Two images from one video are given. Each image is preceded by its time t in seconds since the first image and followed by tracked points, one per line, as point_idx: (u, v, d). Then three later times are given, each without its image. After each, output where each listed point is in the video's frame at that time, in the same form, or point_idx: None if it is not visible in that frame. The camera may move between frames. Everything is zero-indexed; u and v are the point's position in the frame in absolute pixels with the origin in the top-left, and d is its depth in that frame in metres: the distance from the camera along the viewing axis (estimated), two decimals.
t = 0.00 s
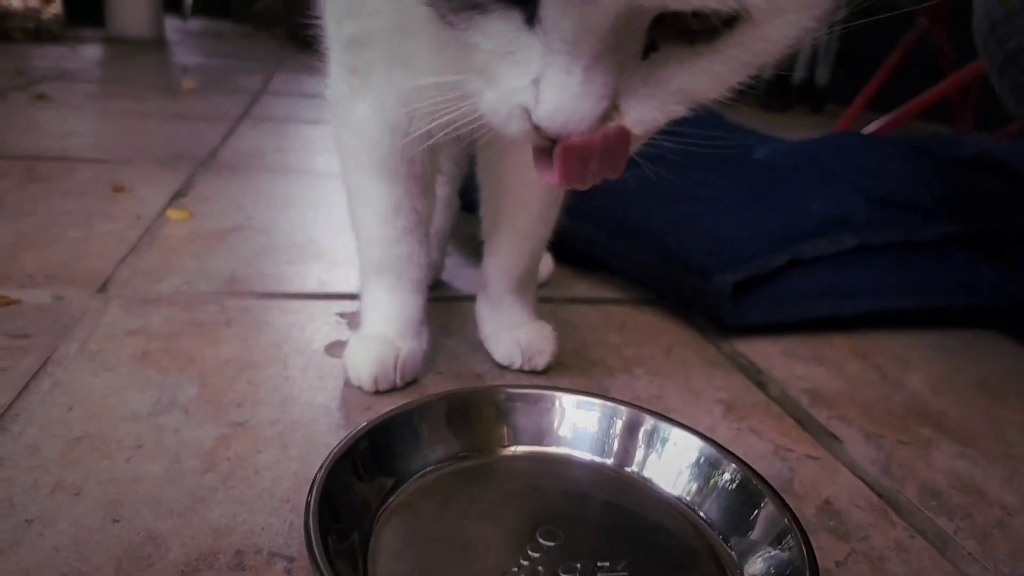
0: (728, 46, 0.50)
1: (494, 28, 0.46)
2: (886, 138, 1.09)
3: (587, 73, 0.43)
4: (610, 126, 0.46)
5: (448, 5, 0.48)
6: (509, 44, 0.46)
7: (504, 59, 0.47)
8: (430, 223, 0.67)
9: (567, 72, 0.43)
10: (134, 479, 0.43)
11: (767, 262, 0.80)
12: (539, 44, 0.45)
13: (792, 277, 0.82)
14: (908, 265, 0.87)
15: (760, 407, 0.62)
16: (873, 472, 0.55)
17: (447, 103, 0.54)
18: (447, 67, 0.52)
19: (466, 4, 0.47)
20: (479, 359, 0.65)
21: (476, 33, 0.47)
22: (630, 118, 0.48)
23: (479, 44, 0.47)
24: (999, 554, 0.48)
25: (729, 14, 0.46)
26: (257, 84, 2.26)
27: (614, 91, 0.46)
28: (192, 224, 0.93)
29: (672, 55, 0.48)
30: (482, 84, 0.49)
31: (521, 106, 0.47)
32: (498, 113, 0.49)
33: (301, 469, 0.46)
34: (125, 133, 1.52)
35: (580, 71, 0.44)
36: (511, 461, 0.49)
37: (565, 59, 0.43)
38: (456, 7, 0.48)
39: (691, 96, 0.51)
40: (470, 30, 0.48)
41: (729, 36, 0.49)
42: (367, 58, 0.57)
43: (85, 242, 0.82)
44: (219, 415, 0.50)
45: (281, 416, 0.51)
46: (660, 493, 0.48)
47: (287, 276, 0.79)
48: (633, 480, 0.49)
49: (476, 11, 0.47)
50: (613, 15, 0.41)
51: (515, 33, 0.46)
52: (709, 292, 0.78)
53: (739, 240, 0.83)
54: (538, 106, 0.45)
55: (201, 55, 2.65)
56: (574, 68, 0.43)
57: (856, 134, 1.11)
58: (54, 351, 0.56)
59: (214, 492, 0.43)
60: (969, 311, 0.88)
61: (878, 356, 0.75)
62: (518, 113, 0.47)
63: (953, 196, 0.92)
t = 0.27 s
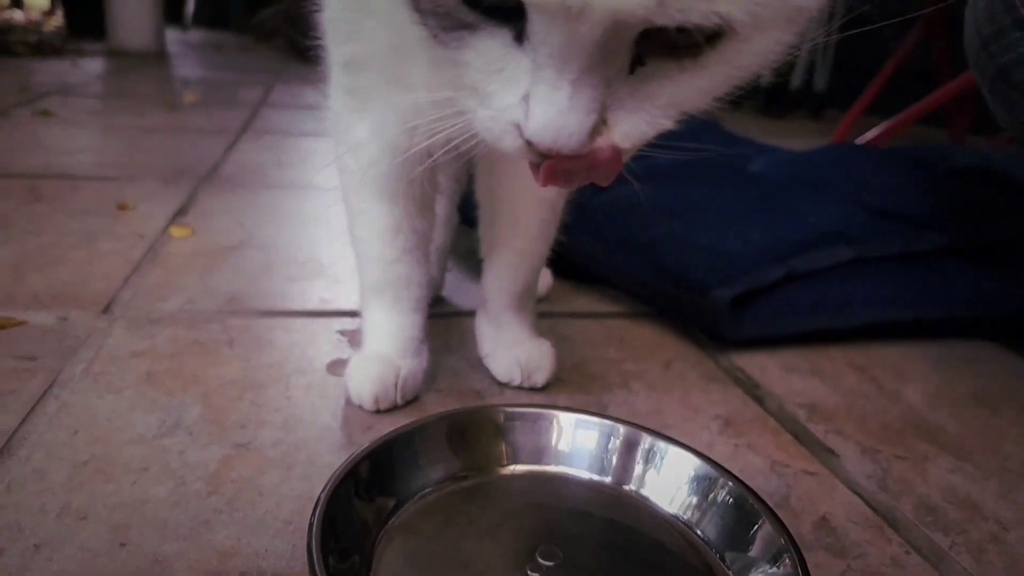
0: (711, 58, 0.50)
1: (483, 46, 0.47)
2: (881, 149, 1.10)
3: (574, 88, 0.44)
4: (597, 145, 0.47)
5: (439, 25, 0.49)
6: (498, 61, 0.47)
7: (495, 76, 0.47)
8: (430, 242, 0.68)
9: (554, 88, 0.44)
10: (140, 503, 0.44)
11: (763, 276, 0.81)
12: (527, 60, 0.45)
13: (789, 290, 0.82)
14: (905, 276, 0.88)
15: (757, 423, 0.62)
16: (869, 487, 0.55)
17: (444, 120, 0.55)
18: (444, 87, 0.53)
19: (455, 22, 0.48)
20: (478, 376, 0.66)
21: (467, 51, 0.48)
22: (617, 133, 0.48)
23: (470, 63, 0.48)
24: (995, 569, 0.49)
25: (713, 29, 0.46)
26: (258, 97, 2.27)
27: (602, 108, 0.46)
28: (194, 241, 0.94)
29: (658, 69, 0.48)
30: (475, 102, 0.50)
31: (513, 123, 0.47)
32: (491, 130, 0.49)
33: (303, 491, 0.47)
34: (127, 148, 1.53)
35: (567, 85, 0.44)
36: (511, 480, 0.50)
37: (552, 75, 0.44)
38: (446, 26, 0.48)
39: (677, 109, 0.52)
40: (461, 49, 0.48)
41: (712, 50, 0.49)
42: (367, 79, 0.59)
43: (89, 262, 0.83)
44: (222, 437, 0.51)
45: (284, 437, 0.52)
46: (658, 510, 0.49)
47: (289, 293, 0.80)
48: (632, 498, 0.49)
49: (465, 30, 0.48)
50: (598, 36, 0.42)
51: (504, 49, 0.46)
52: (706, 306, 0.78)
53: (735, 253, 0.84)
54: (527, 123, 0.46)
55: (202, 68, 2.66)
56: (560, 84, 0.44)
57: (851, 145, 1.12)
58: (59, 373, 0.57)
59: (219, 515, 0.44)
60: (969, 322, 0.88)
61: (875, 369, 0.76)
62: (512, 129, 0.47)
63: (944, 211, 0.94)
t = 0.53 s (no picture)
0: (697, 73, 0.51)
1: (475, 61, 0.49)
2: (878, 159, 1.11)
3: (564, 101, 0.46)
4: (587, 157, 0.50)
5: (431, 44, 0.50)
6: (490, 76, 0.49)
7: (488, 91, 0.49)
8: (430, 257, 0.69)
9: (545, 100, 0.46)
10: (149, 520, 0.45)
11: (762, 287, 0.82)
12: (518, 74, 0.47)
13: (787, 301, 0.83)
14: (902, 284, 0.88)
15: (755, 434, 0.63)
16: (867, 499, 0.56)
17: (445, 132, 0.58)
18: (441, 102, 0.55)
19: (447, 40, 0.49)
20: (480, 390, 0.67)
21: (460, 68, 0.50)
22: (606, 145, 0.51)
23: (464, 79, 0.50)
24: None
25: (698, 46, 0.48)
26: (260, 107, 2.29)
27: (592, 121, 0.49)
28: (198, 256, 0.95)
29: (646, 83, 0.50)
30: (471, 116, 0.52)
31: (506, 136, 0.50)
32: (487, 142, 0.51)
33: (308, 507, 0.48)
34: (131, 161, 1.55)
35: (557, 99, 0.46)
36: (512, 495, 0.51)
37: (543, 89, 0.46)
38: (438, 41, 0.50)
39: (665, 121, 0.53)
40: (455, 66, 0.50)
41: (697, 65, 0.50)
42: (363, 98, 0.60)
43: (95, 277, 0.84)
44: (228, 453, 0.52)
45: (289, 452, 0.53)
46: (656, 524, 0.49)
47: (292, 307, 0.81)
48: (631, 512, 0.50)
49: (457, 48, 0.49)
50: (586, 48, 0.43)
51: (495, 64, 0.48)
52: (705, 317, 0.78)
53: (733, 265, 0.84)
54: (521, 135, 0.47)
55: (205, 78, 2.68)
56: (553, 98, 0.46)
57: (849, 155, 1.12)
58: (68, 390, 0.58)
59: (225, 531, 0.45)
60: (969, 331, 0.88)
61: (874, 379, 0.77)
62: (505, 142, 0.50)
63: (937, 224, 0.95)
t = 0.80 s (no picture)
0: (688, 85, 0.52)
1: (474, 74, 0.50)
2: (880, 167, 1.11)
3: (561, 112, 0.47)
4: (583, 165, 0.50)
5: (432, 57, 0.52)
6: (489, 89, 0.50)
7: (487, 103, 0.51)
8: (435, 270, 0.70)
9: (544, 111, 0.47)
10: (159, 532, 0.46)
11: (762, 299, 0.82)
12: (516, 86, 0.48)
13: (787, 313, 0.83)
14: (901, 294, 0.89)
15: (757, 446, 0.64)
16: (867, 512, 0.56)
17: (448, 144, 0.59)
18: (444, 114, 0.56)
19: (447, 52, 0.51)
20: (484, 402, 0.68)
21: (460, 80, 0.51)
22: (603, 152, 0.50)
23: (463, 91, 0.52)
24: None
25: (694, 57, 0.48)
26: (265, 114, 2.31)
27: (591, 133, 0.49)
28: (205, 267, 0.96)
29: (642, 93, 0.50)
30: (472, 129, 0.53)
31: (506, 147, 0.51)
32: (487, 153, 0.52)
33: (315, 520, 0.48)
34: (139, 170, 1.56)
35: (555, 110, 0.47)
36: (516, 507, 0.52)
37: (540, 101, 0.47)
38: (438, 53, 0.51)
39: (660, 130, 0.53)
40: (455, 78, 0.52)
41: (691, 76, 0.51)
42: (367, 113, 0.61)
43: (104, 289, 0.85)
44: (236, 466, 0.53)
45: (295, 466, 0.54)
46: (657, 537, 0.50)
47: (299, 318, 0.82)
48: (632, 524, 0.51)
49: (456, 61, 0.51)
50: (584, 60, 0.44)
51: (494, 77, 0.49)
52: (706, 330, 0.79)
53: (735, 277, 0.85)
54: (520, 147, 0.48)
55: (211, 85, 2.70)
56: (551, 109, 0.47)
57: (850, 164, 1.13)
58: (80, 403, 0.59)
59: (233, 544, 0.46)
60: (969, 340, 0.88)
61: (875, 390, 0.77)
62: (506, 153, 0.51)
63: (938, 233, 0.96)
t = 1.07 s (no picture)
0: (688, 88, 0.53)
1: (476, 79, 0.52)
2: (880, 175, 1.12)
3: (562, 114, 0.48)
4: (583, 169, 0.51)
5: (436, 63, 0.54)
6: (490, 93, 0.51)
7: (489, 108, 0.52)
8: (438, 279, 0.71)
9: (545, 114, 0.48)
10: (166, 541, 0.47)
11: (764, 307, 0.83)
12: (517, 90, 0.50)
13: (789, 320, 0.84)
14: (902, 301, 0.89)
15: (757, 455, 0.64)
16: (865, 521, 0.57)
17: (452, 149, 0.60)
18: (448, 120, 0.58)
19: (450, 58, 0.53)
20: (486, 409, 0.68)
21: (462, 86, 0.53)
22: (604, 155, 0.52)
23: (465, 96, 0.53)
24: None
25: (691, 61, 0.49)
26: (269, 117, 2.32)
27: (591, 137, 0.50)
28: (211, 273, 0.97)
29: (641, 97, 0.52)
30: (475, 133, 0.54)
31: (507, 150, 0.52)
32: (490, 157, 0.53)
33: (320, 528, 0.49)
34: (144, 175, 1.57)
35: (556, 113, 0.48)
36: (518, 516, 0.52)
37: (542, 103, 0.48)
38: (442, 58, 0.53)
39: (660, 133, 0.55)
40: (458, 83, 0.53)
41: (689, 80, 0.52)
42: (370, 122, 0.62)
43: (110, 295, 0.86)
44: (242, 475, 0.54)
45: (301, 474, 0.54)
46: (657, 547, 0.51)
47: (303, 325, 0.83)
48: (632, 534, 0.52)
49: (459, 66, 0.53)
50: (584, 64, 0.45)
51: (495, 81, 0.51)
52: (707, 338, 0.80)
53: (736, 284, 0.86)
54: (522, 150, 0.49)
55: (216, 88, 2.71)
56: (552, 111, 0.48)
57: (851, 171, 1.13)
58: (87, 410, 0.60)
59: (239, 552, 0.46)
60: (974, 347, 0.88)
61: (875, 398, 0.78)
62: (508, 157, 0.52)
63: (938, 240, 0.96)
